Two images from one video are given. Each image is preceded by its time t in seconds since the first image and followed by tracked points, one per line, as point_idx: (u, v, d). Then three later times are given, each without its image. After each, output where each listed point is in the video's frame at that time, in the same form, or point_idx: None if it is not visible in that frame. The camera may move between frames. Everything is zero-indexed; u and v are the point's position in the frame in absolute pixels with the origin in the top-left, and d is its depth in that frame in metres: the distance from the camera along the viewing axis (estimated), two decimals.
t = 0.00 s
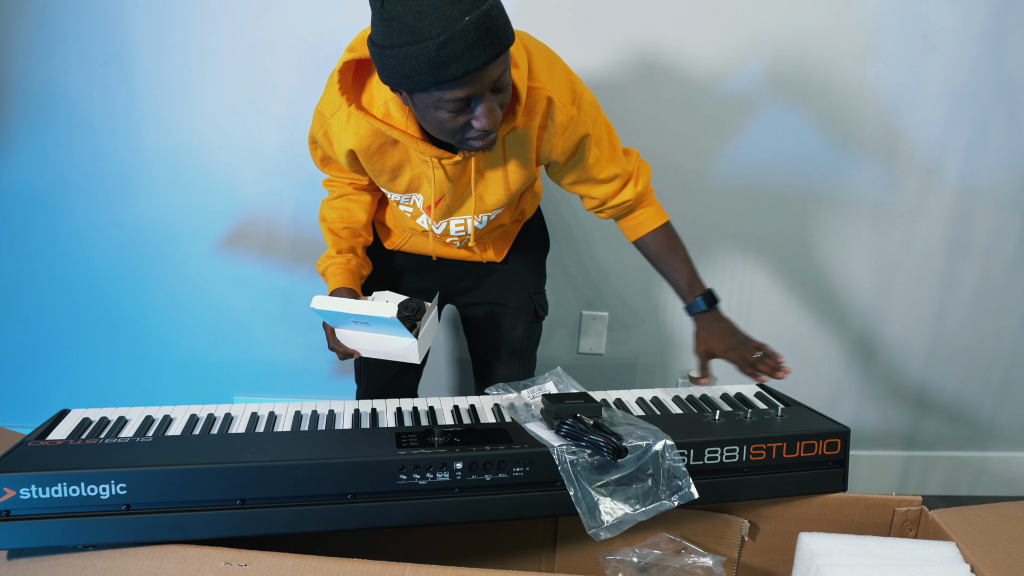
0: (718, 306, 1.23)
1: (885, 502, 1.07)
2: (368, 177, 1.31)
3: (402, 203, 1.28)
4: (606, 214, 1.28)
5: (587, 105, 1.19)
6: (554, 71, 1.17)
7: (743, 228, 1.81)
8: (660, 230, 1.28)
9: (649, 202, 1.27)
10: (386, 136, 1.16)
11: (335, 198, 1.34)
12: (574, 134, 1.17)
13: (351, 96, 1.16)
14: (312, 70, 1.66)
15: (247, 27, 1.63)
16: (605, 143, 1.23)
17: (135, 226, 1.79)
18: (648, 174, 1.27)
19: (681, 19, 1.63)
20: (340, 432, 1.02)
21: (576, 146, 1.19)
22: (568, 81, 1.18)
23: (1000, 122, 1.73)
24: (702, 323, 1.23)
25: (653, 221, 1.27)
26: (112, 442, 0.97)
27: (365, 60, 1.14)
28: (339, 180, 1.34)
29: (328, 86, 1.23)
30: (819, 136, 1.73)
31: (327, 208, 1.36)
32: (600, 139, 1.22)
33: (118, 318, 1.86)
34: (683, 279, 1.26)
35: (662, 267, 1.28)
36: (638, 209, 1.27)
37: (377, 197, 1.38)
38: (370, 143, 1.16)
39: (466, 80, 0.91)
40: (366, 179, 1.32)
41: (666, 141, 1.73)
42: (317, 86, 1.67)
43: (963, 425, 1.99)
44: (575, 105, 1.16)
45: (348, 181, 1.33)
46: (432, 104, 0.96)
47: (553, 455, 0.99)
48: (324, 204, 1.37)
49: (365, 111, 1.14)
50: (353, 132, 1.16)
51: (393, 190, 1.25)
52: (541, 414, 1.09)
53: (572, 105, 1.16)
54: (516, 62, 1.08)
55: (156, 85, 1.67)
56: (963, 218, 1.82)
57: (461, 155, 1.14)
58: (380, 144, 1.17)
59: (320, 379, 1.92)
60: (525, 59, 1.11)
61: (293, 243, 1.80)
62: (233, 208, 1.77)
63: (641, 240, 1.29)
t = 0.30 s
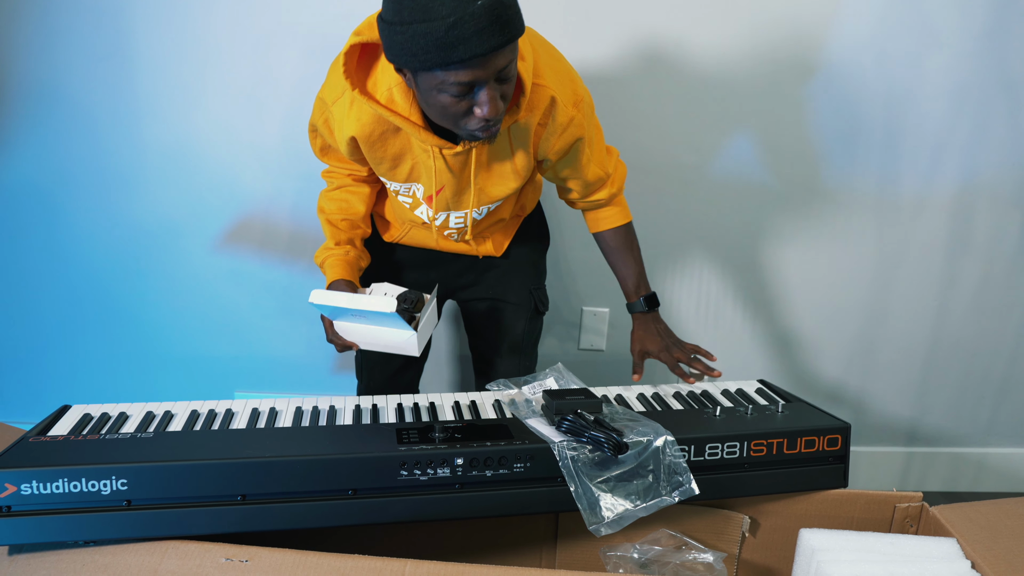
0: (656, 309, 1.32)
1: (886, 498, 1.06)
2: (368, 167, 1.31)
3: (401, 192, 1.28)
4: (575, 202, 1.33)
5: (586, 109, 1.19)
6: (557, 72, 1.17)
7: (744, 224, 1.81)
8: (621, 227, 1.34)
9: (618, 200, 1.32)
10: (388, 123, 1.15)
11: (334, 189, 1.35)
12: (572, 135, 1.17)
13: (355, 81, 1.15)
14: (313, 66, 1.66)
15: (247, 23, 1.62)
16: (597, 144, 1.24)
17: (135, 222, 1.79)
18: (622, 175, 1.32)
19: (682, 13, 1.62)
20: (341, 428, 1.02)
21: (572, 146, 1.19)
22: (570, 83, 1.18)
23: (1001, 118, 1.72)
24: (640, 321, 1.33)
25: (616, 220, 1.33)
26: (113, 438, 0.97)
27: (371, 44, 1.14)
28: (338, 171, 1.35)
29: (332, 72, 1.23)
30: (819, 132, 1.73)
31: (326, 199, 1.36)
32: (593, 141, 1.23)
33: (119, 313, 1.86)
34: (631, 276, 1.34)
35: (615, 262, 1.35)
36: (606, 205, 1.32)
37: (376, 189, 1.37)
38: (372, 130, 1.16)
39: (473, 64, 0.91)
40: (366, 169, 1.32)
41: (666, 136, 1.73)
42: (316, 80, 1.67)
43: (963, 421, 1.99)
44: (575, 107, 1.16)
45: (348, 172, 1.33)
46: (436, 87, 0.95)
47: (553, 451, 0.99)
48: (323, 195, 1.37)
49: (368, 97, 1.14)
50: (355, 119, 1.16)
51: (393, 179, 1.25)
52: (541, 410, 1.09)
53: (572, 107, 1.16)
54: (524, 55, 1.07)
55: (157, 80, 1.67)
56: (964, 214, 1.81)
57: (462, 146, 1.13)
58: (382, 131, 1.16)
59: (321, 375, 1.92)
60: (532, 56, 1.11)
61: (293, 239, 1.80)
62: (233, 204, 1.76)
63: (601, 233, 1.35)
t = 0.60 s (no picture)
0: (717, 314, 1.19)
1: (887, 497, 1.06)
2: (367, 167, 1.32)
3: (399, 191, 1.29)
4: (602, 216, 1.25)
5: (586, 101, 1.18)
6: (555, 66, 1.17)
7: (744, 223, 1.81)
8: (657, 234, 1.24)
9: (647, 204, 1.24)
10: (385, 123, 1.16)
11: (333, 189, 1.35)
12: (571, 129, 1.16)
13: (352, 82, 1.15)
14: (312, 65, 1.65)
15: (246, 22, 1.62)
16: (604, 143, 1.21)
17: (135, 221, 1.78)
18: (646, 177, 1.25)
19: (682, 12, 1.62)
20: (341, 427, 1.02)
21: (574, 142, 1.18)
22: (569, 77, 1.17)
23: (1001, 116, 1.72)
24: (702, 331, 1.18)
25: (649, 226, 1.24)
26: (113, 437, 0.97)
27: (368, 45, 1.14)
28: (337, 171, 1.35)
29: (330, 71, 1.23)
30: (819, 131, 1.73)
31: (325, 199, 1.36)
32: (599, 138, 1.20)
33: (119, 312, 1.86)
34: (682, 287, 1.22)
35: (658, 274, 1.24)
36: (634, 210, 1.24)
37: (375, 189, 1.38)
38: (369, 129, 1.16)
39: (472, 61, 0.91)
40: (365, 169, 1.33)
41: (666, 135, 1.72)
42: (315, 79, 1.66)
43: (963, 420, 1.99)
44: (574, 99, 1.15)
45: (347, 173, 1.34)
46: (438, 88, 0.95)
47: (554, 450, 0.99)
48: (322, 196, 1.37)
49: (365, 97, 1.14)
50: (352, 118, 1.16)
51: (390, 178, 1.26)
52: (542, 410, 1.09)
53: (571, 100, 1.15)
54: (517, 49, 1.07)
55: (157, 80, 1.67)
56: (964, 212, 1.81)
57: (459, 142, 1.13)
58: (379, 130, 1.16)
59: (321, 375, 1.92)
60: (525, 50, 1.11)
61: (293, 238, 1.80)
62: (233, 204, 1.76)
63: (638, 244, 1.25)
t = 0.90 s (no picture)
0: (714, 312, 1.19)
1: (886, 498, 1.06)
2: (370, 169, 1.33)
3: (394, 197, 1.29)
4: (598, 221, 1.24)
5: (573, 106, 1.16)
6: (541, 71, 1.15)
7: (744, 224, 1.81)
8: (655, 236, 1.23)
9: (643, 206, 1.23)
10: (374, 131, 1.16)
11: (339, 192, 1.36)
12: (557, 136, 1.15)
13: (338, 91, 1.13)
14: (313, 66, 1.65)
15: (246, 23, 1.62)
16: (595, 147, 1.20)
17: (135, 222, 1.79)
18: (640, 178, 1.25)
19: (681, 13, 1.62)
20: (341, 429, 1.02)
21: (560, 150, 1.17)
22: (555, 82, 1.16)
23: (1000, 117, 1.72)
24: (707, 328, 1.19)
25: (646, 228, 1.23)
26: (113, 438, 0.97)
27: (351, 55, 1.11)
28: (343, 174, 1.36)
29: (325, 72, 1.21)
30: (818, 132, 1.73)
31: (331, 201, 1.37)
32: (589, 143, 1.19)
33: (119, 313, 1.86)
34: (685, 287, 1.22)
35: (656, 275, 1.25)
36: (630, 213, 1.23)
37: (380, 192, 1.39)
38: (359, 137, 1.17)
39: (409, 99, 0.88)
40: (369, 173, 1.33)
41: (666, 136, 1.73)
42: (315, 80, 1.67)
43: (963, 421, 1.99)
44: (559, 106, 1.14)
45: (352, 175, 1.35)
46: (386, 118, 0.95)
47: (553, 451, 0.99)
48: (330, 198, 1.39)
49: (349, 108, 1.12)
50: (342, 126, 1.16)
51: (384, 183, 1.26)
52: (542, 411, 1.09)
53: (556, 107, 1.14)
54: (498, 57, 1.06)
55: (157, 81, 1.67)
56: (964, 213, 1.81)
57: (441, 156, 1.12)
58: (369, 138, 1.17)
59: (321, 376, 1.92)
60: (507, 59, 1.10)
61: (293, 239, 1.80)
62: (234, 205, 1.77)
63: (636, 246, 1.24)
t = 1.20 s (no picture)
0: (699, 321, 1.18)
1: (885, 499, 1.06)
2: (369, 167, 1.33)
3: (394, 195, 1.29)
4: (591, 219, 1.25)
5: (570, 105, 1.16)
6: (538, 70, 1.15)
7: (743, 225, 1.81)
8: (647, 236, 1.24)
9: (636, 206, 1.24)
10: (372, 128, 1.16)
11: (337, 189, 1.37)
12: (555, 136, 1.14)
13: (338, 88, 1.15)
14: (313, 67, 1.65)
15: (244, 24, 1.62)
16: (592, 147, 1.19)
17: (135, 223, 1.79)
18: (635, 178, 1.25)
19: (681, 14, 1.63)
20: (341, 430, 1.02)
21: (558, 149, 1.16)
22: (552, 82, 1.15)
23: (1000, 117, 1.72)
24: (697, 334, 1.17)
25: (638, 229, 1.24)
26: (112, 440, 0.98)
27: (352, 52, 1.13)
28: (343, 172, 1.37)
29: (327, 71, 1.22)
30: (818, 133, 1.73)
31: (330, 198, 1.38)
32: (586, 143, 1.18)
33: (118, 314, 1.86)
34: (665, 291, 1.22)
35: (647, 277, 1.25)
36: (623, 213, 1.24)
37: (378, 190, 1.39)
38: (357, 134, 1.17)
39: (413, 97, 0.89)
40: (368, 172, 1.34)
41: (665, 137, 1.73)
42: (315, 81, 1.67)
43: (963, 421, 1.99)
44: (557, 105, 1.13)
45: (351, 173, 1.36)
46: (388, 112, 0.94)
47: (553, 452, 0.99)
48: (328, 195, 1.39)
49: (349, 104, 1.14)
50: (341, 123, 1.16)
51: (383, 181, 1.26)
52: (542, 412, 1.09)
53: (553, 106, 1.13)
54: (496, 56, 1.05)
55: (157, 83, 1.67)
56: (964, 213, 1.81)
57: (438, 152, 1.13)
58: (367, 135, 1.17)
59: (321, 377, 1.92)
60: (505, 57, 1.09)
61: (293, 240, 1.80)
62: (234, 206, 1.77)
63: (626, 247, 1.25)
